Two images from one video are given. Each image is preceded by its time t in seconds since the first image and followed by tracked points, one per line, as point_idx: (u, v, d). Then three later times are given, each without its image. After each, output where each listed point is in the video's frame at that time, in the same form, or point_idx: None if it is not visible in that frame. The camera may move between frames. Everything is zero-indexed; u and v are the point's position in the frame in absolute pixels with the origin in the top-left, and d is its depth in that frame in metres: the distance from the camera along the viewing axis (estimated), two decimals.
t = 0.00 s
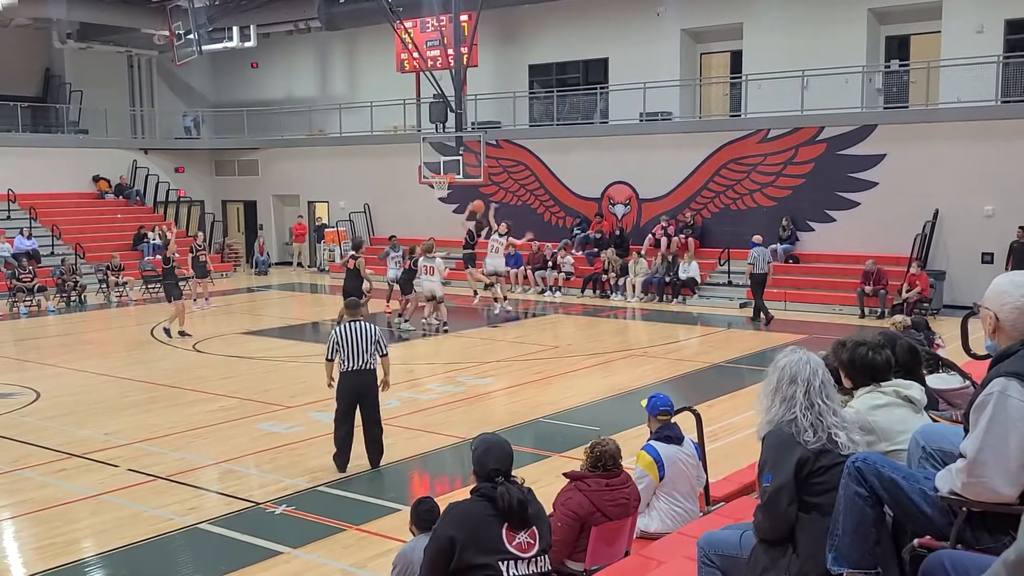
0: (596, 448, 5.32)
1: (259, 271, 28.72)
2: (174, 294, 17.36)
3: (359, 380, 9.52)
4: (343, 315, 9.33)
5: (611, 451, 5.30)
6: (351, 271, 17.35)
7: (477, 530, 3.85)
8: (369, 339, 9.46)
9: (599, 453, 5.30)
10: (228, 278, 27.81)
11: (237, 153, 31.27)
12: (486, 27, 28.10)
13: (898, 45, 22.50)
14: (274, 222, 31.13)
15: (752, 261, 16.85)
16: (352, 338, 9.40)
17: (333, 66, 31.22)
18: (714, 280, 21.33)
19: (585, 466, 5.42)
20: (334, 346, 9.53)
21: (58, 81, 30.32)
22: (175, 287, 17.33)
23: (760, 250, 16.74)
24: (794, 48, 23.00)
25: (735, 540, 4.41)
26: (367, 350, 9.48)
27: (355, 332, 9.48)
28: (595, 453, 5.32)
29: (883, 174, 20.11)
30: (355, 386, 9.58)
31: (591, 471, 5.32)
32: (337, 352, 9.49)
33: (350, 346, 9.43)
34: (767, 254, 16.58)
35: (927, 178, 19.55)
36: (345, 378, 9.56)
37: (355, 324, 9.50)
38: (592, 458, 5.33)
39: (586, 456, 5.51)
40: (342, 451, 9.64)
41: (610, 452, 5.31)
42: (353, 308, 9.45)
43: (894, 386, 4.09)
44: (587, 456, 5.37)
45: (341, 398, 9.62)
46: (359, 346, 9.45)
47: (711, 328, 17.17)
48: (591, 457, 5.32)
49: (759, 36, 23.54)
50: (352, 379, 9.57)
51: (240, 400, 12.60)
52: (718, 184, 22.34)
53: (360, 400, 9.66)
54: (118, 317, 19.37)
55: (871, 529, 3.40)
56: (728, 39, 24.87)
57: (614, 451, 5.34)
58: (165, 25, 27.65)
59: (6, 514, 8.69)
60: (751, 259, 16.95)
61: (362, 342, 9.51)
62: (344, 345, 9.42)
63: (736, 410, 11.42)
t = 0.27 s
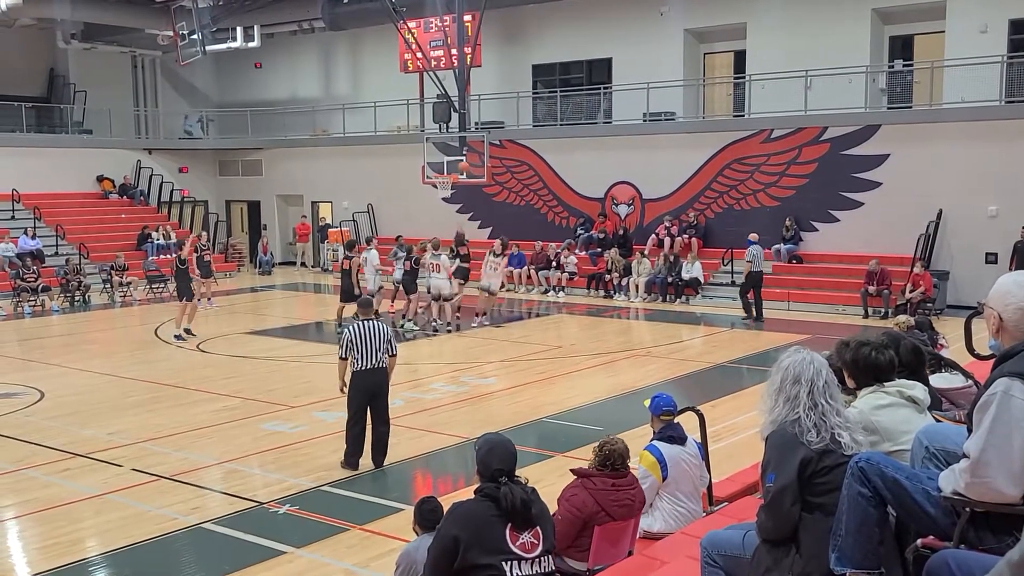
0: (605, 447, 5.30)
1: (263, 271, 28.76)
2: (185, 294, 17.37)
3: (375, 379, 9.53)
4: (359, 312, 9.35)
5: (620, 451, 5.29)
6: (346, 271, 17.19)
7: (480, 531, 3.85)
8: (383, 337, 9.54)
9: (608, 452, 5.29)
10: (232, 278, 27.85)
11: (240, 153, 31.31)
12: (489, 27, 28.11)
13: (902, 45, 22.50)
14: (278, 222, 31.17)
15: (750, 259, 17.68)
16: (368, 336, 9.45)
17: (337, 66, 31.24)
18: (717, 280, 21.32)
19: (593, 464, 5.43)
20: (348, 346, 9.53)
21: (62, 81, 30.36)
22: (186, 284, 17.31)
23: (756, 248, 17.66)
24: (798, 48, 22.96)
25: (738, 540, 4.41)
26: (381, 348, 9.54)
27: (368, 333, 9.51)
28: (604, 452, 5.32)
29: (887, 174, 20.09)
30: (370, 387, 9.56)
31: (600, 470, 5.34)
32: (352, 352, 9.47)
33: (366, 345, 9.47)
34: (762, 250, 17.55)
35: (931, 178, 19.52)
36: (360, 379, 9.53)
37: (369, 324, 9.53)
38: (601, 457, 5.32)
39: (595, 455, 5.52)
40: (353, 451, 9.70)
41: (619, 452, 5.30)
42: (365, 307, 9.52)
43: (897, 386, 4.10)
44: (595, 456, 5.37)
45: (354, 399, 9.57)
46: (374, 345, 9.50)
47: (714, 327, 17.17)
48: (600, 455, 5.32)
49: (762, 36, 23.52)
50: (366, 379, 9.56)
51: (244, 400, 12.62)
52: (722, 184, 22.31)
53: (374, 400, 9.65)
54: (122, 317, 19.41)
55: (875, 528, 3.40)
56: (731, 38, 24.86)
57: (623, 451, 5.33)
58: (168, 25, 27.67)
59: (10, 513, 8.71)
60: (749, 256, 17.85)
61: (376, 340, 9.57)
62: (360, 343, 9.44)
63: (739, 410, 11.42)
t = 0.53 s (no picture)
0: (611, 445, 5.30)
1: (264, 270, 28.77)
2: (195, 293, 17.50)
3: (378, 378, 9.52)
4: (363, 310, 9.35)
5: (626, 450, 5.28)
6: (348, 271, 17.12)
7: (483, 530, 3.86)
8: (387, 336, 9.54)
9: (614, 450, 5.28)
10: (234, 277, 27.86)
11: (241, 152, 31.33)
12: (490, 25, 28.09)
13: (903, 44, 22.49)
14: (279, 221, 31.16)
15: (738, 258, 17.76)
16: (371, 334, 9.44)
17: (338, 65, 31.25)
18: (718, 279, 21.33)
19: (598, 462, 5.41)
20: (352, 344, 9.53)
21: (64, 81, 30.38)
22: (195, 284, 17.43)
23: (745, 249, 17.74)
24: (798, 47, 22.95)
25: (740, 539, 4.42)
26: (384, 346, 9.54)
27: (373, 331, 9.49)
28: (611, 451, 5.29)
29: (888, 172, 20.07)
30: (372, 384, 9.57)
31: (606, 468, 5.32)
32: (356, 349, 9.47)
33: (369, 343, 9.47)
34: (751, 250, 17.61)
35: (932, 176, 19.51)
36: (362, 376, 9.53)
37: (374, 323, 9.53)
38: (606, 456, 5.30)
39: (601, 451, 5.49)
40: (355, 450, 9.71)
41: (625, 451, 5.28)
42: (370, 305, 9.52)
43: (899, 385, 4.10)
44: (601, 452, 5.34)
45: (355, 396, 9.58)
46: (378, 343, 9.50)
47: (715, 326, 17.17)
48: (605, 454, 5.29)
49: (763, 34, 23.49)
50: (369, 377, 9.57)
51: (245, 399, 12.63)
52: (723, 182, 22.29)
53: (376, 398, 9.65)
54: (124, 317, 19.45)
55: (876, 527, 3.40)
56: (733, 37, 24.84)
57: (628, 452, 5.31)
58: (169, 24, 27.66)
59: (12, 512, 8.72)
60: (738, 255, 17.85)
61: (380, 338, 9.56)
62: (363, 341, 9.44)
63: (741, 409, 11.42)
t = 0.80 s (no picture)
0: (612, 445, 5.27)
1: (265, 269, 28.78)
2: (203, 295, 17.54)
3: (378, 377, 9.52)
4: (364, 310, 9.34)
5: (627, 449, 5.28)
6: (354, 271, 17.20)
7: (485, 530, 3.86)
8: (388, 336, 9.53)
9: (614, 450, 5.28)
10: (235, 277, 27.87)
11: (243, 152, 31.35)
12: (491, 25, 28.08)
13: (905, 43, 22.46)
14: (280, 221, 31.16)
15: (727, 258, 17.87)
16: (372, 334, 9.43)
17: (339, 65, 31.26)
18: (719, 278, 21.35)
19: (599, 461, 5.43)
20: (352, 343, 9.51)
21: (65, 80, 30.39)
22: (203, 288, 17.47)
23: (733, 247, 17.83)
24: (799, 46, 22.93)
25: (741, 539, 4.42)
26: (385, 346, 9.54)
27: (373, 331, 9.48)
28: (611, 450, 5.30)
29: (890, 172, 20.06)
30: (372, 384, 9.58)
31: (607, 468, 5.32)
32: (356, 349, 9.46)
33: (370, 342, 9.45)
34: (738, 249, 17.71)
35: (934, 175, 19.49)
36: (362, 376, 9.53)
37: (374, 322, 9.52)
38: (607, 455, 5.31)
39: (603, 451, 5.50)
40: (355, 449, 9.73)
41: (626, 450, 5.28)
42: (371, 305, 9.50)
43: (900, 384, 4.10)
44: (603, 452, 5.35)
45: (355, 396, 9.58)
46: (378, 343, 9.49)
47: (716, 326, 17.17)
48: (606, 453, 5.30)
49: (764, 33, 23.48)
50: (369, 376, 9.59)
51: (247, 399, 12.63)
52: (724, 182, 22.29)
53: (376, 397, 9.65)
54: (125, 316, 19.47)
55: (877, 527, 3.39)
56: (734, 36, 24.82)
57: (628, 452, 5.30)
58: (170, 24, 27.64)
59: (14, 512, 8.73)
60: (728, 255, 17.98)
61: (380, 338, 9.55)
62: (364, 341, 9.43)
63: (742, 408, 11.42)
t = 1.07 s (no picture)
0: (605, 443, 5.36)
1: (266, 269, 28.78)
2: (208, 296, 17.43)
3: (377, 377, 9.50)
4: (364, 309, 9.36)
5: (621, 446, 5.34)
6: (358, 268, 17.19)
7: (486, 529, 3.86)
8: (388, 335, 9.54)
9: (609, 447, 5.34)
10: (236, 276, 27.89)
11: (243, 151, 31.36)
12: (492, 24, 28.07)
13: (905, 42, 22.43)
14: (280, 220, 31.14)
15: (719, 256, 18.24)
16: (372, 333, 9.44)
17: (339, 65, 31.25)
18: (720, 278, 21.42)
19: (594, 461, 5.46)
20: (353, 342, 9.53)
21: (65, 80, 30.39)
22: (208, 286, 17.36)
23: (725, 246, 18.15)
24: (800, 46, 22.91)
25: (741, 538, 4.42)
26: (385, 345, 9.54)
27: (373, 330, 9.49)
28: (603, 449, 5.36)
29: (891, 171, 20.05)
30: (372, 383, 9.55)
31: (601, 466, 5.37)
32: (356, 348, 9.47)
33: (370, 341, 9.47)
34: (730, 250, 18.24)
35: (934, 175, 19.49)
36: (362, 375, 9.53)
37: (374, 322, 9.52)
38: (600, 454, 5.35)
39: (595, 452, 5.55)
40: (356, 449, 9.73)
41: (620, 447, 5.34)
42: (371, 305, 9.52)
43: (901, 383, 4.09)
44: (596, 453, 5.40)
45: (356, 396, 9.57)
46: (378, 342, 9.50)
47: (717, 325, 17.17)
48: (600, 451, 5.35)
49: (764, 33, 23.46)
50: (369, 376, 9.55)
51: (247, 398, 12.63)
52: (725, 181, 22.28)
53: (376, 397, 9.63)
54: (125, 316, 19.46)
55: (878, 526, 3.39)
56: (734, 35, 24.81)
57: (623, 450, 5.37)
58: (170, 24, 27.58)
59: (14, 512, 8.73)
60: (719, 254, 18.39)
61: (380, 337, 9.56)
62: (364, 340, 9.44)
63: (742, 408, 11.41)
